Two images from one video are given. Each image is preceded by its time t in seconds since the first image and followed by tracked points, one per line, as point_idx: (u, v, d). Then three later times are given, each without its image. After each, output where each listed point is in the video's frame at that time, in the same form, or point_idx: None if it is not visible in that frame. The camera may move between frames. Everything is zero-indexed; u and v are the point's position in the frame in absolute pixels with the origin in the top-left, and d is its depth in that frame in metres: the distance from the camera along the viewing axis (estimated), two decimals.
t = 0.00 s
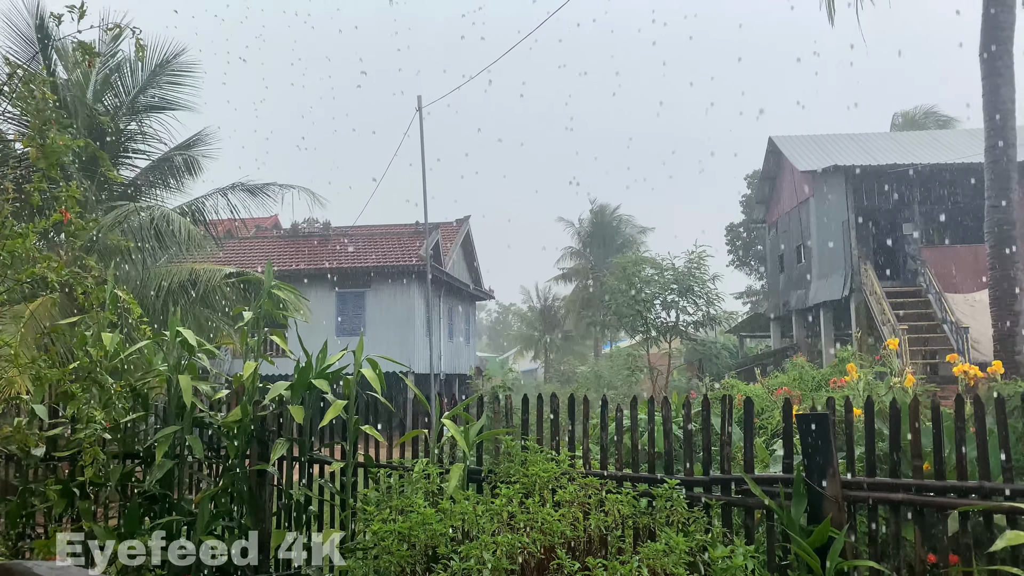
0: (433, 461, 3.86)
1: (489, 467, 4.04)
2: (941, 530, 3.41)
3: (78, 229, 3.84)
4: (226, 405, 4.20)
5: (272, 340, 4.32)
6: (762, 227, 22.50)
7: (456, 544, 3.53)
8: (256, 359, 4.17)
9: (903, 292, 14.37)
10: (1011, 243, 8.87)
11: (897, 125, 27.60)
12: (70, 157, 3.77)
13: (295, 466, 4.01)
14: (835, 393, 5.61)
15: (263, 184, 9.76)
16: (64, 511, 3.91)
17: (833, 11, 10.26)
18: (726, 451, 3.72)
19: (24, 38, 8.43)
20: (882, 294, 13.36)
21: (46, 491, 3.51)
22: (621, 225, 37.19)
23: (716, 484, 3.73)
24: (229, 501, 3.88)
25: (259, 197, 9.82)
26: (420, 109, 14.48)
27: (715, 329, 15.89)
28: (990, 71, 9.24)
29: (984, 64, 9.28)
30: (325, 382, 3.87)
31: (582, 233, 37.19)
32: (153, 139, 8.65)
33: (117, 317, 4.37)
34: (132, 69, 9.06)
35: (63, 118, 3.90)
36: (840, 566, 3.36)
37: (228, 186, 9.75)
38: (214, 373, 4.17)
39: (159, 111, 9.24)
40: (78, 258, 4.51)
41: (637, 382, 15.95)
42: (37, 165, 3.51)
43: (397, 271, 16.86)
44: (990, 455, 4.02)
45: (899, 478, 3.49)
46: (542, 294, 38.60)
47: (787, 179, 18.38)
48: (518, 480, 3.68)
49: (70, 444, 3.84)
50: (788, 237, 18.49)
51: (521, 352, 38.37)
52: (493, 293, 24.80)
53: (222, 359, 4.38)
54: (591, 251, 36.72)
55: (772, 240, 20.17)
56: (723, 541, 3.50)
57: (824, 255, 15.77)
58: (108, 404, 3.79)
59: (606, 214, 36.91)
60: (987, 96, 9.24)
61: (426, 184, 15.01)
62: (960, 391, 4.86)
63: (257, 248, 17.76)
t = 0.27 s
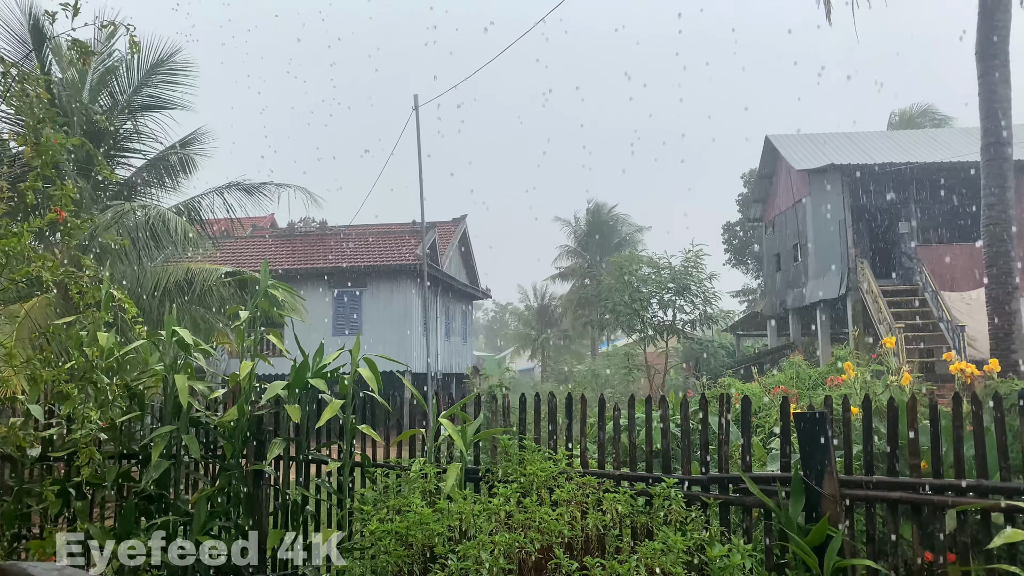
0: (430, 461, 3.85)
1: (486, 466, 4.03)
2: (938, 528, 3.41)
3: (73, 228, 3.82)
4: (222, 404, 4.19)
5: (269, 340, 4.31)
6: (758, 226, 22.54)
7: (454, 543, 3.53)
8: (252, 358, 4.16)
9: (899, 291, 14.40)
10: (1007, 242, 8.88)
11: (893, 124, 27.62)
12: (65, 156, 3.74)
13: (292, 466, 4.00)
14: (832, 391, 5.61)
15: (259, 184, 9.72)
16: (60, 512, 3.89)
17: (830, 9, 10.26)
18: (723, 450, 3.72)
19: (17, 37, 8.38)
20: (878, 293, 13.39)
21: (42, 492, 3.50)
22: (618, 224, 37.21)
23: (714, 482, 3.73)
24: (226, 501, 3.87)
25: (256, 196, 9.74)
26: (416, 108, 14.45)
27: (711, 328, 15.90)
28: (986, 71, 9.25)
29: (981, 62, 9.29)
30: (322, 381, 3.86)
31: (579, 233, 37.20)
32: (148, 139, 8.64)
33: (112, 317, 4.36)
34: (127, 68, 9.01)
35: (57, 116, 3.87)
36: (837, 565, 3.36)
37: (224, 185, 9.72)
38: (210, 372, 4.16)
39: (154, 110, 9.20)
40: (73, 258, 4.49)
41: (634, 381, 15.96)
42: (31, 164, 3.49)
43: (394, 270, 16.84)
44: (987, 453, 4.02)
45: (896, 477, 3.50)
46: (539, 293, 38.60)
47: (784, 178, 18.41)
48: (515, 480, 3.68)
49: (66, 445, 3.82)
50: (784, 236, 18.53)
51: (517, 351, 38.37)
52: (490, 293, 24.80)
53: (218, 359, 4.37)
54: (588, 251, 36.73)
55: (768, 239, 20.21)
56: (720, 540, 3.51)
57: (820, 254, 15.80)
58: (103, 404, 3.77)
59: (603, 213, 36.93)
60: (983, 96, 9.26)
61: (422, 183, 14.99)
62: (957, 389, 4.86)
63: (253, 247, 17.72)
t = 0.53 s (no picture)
0: (426, 462, 3.84)
1: (483, 467, 4.02)
2: (935, 529, 3.41)
3: (68, 229, 3.80)
4: (218, 406, 4.18)
5: (265, 341, 4.30)
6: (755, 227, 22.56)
7: (451, 545, 3.52)
8: (248, 359, 4.15)
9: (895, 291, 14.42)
10: (1003, 242, 8.90)
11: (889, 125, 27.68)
12: (60, 157, 3.73)
13: (288, 467, 3.99)
14: (828, 392, 5.61)
15: (255, 184, 9.69)
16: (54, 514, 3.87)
17: (826, 10, 10.28)
18: (720, 450, 3.72)
19: (13, 37, 8.35)
20: (875, 293, 13.40)
21: (37, 494, 3.48)
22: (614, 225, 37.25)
23: (711, 483, 3.73)
24: (222, 503, 3.86)
25: (252, 197, 9.74)
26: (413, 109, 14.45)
27: (708, 329, 15.90)
28: (982, 71, 9.26)
29: (976, 63, 9.31)
30: (318, 382, 3.85)
31: (575, 233, 37.22)
32: (144, 139, 8.62)
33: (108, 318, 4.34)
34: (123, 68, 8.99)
35: (53, 117, 3.86)
36: (835, 565, 3.36)
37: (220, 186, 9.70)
38: (206, 373, 4.15)
39: (150, 111, 9.18)
40: (68, 259, 4.47)
41: (631, 382, 15.95)
42: (26, 165, 3.47)
43: (391, 271, 16.82)
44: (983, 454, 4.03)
45: (893, 478, 3.50)
46: (536, 294, 38.60)
47: (780, 179, 18.44)
48: (512, 481, 3.67)
49: (61, 447, 3.81)
50: (780, 237, 18.55)
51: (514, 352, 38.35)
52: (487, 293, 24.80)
53: (214, 360, 4.36)
54: (585, 251, 36.74)
55: (765, 240, 20.23)
56: (717, 541, 3.50)
57: (816, 254, 15.81)
58: (99, 406, 3.76)
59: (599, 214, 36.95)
60: (979, 97, 9.27)
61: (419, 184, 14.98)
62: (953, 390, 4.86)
63: (249, 248, 17.69)
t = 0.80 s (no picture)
0: (419, 460, 3.83)
1: (476, 466, 4.01)
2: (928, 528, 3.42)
3: (59, 226, 3.78)
4: (210, 404, 4.16)
5: (258, 339, 4.28)
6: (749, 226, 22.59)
7: (443, 543, 3.51)
8: (241, 357, 4.13)
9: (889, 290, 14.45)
10: (996, 242, 8.92)
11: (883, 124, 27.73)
12: (50, 153, 3.70)
13: (280, 465, 3.98)
14: (822, 390, 5.61)
15: (249, 182, 9.66)
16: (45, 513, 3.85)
17: (821, 10, 10.29)
18: (713, 449, 3.72)
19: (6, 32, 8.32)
20: (868, 292, 13.43)
21: (26, 492, 3.46)
22: (609, 223, 37.27)
23: (704, 482, 3.73)
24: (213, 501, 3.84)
25: (246, 195, 9.71)
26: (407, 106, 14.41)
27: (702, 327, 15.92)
28: (976, 71, 9.27)
29: (971, 64, 9.32)
30: (311, 381, 3.84)
31: (570, 232, 37.23)
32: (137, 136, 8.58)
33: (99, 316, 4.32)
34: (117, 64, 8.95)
35: (43, 112, 3.83)
36: (827, 565, 3.36)
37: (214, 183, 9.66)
38: (199, 371, 4.13)
39: (144, 107, 9.14)
40: (59, 256, 4.44)
41: (625, 380, 15.96)
42: (16, 160, 3.44)
43: (385, 269, 16.80)
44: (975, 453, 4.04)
45: (886, 476, 3.50)
46: (530, 292, 38.60)
47: (774, 178, 18.45)
48: (505, 479, 3.67)
49: (51, 445, 3.79)
50: (775, 236, 18.57)
51: (509, 350, 38.37)
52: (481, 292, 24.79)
53: (206, 358, 4.34)
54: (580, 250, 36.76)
55: (760, 238, 20.26)
56: (710, 540, 3.50)
57: (811, 253, 15.84)
58: (89, 404, 3.74)
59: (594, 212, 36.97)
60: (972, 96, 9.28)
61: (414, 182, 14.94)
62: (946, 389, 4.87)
63: (244, 245, 17.64)
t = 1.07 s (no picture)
0: (409, 457, 3.82)
1: (466, 462, 4.01)
2: (915, 523, 3.43)
3: (45, 221, 3.75)
4: (200, 401, 4.14)
5: (247, 335, 4.27)
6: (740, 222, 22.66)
7: (432, 540, 3.51)
8: (230, 354, 4.12)
9: (879, 287, 14.52)
10: (984, 239, 8.98)
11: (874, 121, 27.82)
12: (36, 148, 3.66)
13: (269, 463, 3.97)
14: (811, 386, 5.63)
15: (240, 178, 9.62)
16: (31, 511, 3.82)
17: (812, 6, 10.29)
18: (703, 445, 3.73)
19: None
20: (858, 288, 13.48)
21: (12, 490, 3.43)
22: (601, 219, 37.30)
23: (693, 478, 3.74)
24: (202, 498, 3.83)
25: (236, 191, 9.68)
26: (398, 102, 14.37)
27: (693, 323, 15.95)
28: (965, 68, 9.30)
29: (960, 61, 9.35)
30: (300, 378, 3.83)
31: (562, 228, 37.24)
32: (126, 132, 8.54)
33: (87, 312, 4.29)
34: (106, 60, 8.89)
35: (28, 107, 3.79)
36: (816, 560, 3.38)
37: (204, 179, 9.61)
38: (188, 368, 4.12)
39: (133, 103, 9.09)
40: (45, 252, 4.41)
41: (616, 376, 16.00)
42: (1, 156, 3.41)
43: (376, 266, 16.77)
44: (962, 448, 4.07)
45: (874, 472, 3.51)
46: (522, 289, 38.60)
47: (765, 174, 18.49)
48: (495, 476, 3.67)
49: (38, 442, 3.76)
50: (765, 232, 18.62)
51: (500, 347, 38.41)
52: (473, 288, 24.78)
53: (196, 355, 4.32)
54: (571, 246, 36.81)
55: (750, 235, 20.31)
56: (699, 536, 3.51)
57: (801, 250, 15.89)
58: (77, 401, 3.72)
59: (586, 208, 37.02)
60: (961, 93, 9.32)
61: (405, 179, 14.91)
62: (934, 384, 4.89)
63: (234, 242, 17.58)
